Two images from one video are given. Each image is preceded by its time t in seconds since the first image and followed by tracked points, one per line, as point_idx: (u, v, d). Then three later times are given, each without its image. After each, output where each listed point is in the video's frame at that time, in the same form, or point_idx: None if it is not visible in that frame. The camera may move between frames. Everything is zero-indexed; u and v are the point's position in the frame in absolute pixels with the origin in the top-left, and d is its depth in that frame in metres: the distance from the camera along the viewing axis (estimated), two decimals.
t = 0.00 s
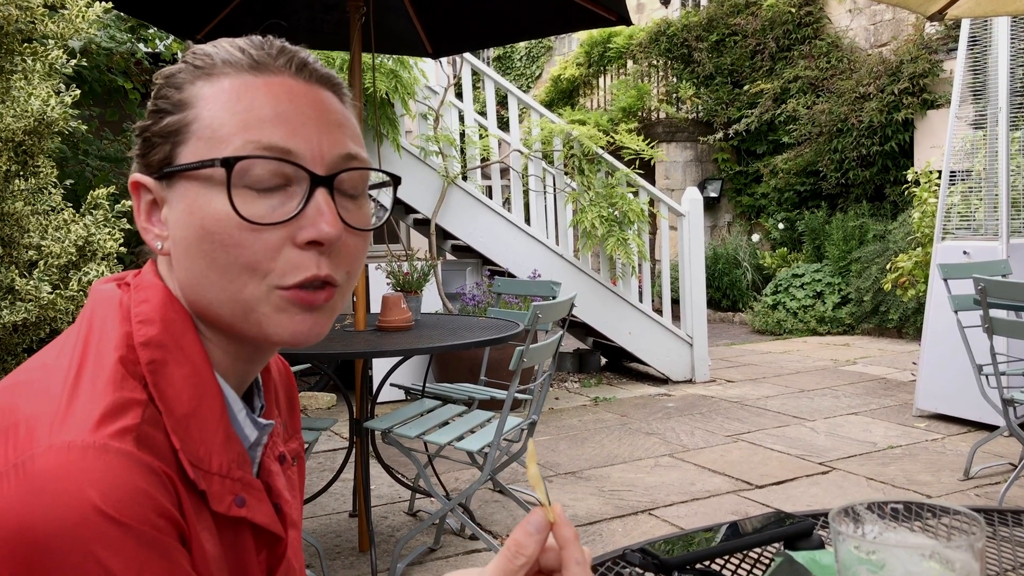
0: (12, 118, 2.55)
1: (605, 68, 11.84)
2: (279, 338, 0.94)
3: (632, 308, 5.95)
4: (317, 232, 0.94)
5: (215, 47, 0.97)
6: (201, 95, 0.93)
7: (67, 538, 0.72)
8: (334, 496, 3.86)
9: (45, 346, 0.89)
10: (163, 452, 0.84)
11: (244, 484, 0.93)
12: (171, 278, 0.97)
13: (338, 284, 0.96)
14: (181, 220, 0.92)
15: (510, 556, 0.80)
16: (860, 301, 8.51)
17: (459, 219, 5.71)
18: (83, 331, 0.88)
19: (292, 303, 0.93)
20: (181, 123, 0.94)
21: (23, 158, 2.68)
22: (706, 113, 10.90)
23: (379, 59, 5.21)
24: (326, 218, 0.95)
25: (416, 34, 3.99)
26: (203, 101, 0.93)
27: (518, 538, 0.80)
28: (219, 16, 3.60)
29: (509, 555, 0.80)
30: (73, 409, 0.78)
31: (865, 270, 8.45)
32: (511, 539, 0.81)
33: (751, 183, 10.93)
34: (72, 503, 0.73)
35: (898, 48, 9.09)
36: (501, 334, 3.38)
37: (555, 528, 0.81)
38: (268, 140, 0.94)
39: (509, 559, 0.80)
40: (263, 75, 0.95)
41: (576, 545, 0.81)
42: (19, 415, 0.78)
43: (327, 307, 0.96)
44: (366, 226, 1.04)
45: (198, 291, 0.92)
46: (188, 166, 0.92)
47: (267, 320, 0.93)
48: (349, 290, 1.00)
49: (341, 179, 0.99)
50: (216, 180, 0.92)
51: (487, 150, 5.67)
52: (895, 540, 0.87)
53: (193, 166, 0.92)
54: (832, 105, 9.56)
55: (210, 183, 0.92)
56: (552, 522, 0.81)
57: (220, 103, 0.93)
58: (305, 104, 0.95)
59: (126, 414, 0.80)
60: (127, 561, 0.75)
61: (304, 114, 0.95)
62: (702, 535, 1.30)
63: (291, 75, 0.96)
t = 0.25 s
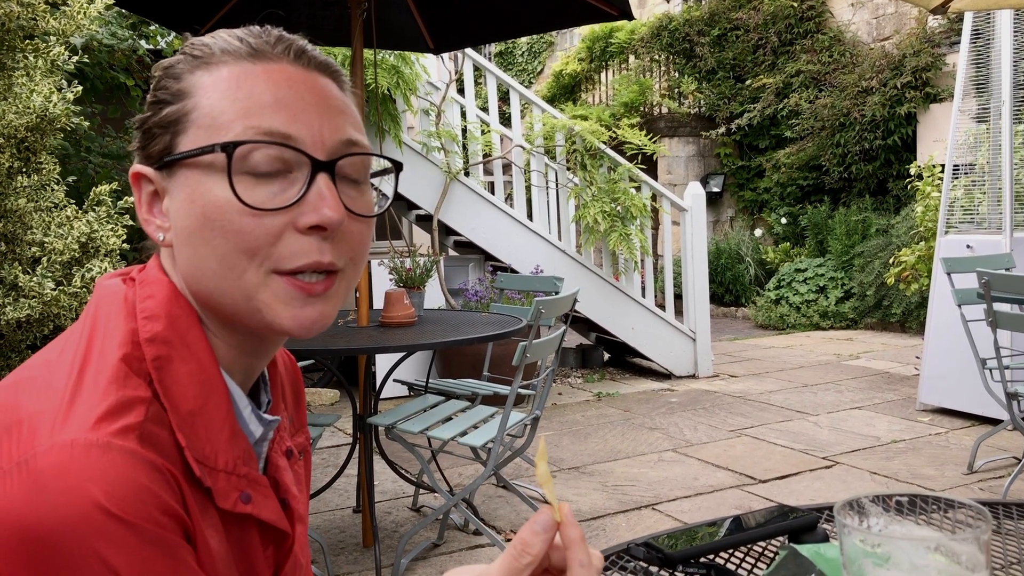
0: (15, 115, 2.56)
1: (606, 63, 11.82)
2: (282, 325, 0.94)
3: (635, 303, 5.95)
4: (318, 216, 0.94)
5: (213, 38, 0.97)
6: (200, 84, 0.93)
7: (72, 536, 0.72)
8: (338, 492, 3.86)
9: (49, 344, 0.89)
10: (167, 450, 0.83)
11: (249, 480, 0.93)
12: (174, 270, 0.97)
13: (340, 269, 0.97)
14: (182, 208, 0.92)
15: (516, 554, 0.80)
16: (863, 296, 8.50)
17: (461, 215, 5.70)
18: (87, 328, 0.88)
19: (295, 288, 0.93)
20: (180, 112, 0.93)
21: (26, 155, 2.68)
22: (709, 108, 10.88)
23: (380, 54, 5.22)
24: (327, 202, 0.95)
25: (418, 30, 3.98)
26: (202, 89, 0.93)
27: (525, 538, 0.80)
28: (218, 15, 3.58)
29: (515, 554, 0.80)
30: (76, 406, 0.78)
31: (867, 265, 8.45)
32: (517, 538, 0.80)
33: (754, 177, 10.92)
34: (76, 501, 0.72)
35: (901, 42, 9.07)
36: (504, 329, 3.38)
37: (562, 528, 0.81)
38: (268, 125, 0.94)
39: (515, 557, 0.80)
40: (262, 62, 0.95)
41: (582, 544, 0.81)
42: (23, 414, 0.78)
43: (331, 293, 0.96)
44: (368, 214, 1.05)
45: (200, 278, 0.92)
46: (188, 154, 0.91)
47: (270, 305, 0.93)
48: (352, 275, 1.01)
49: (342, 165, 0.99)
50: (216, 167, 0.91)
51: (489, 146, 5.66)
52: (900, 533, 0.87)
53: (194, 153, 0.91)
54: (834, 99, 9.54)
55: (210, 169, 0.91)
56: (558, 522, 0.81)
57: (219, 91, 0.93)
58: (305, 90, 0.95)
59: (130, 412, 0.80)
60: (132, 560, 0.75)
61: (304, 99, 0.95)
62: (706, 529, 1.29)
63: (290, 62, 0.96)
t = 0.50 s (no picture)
0: (20, 113, 2.56)
1: (610, 60, 11.80)
2: (275, 318, 0.93)
3: (639, 300, 5.94)
4: (310, 206, 0.93)
5: (211, 33, 0.97)
6: (195, 75, 0.94)
7: (67, 535, 0.72)
8: (342, 489, 3.87)
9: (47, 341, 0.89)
10: (163, 447, 0.83)
11: (248, 478, 0.92)
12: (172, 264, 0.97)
13: (335, 262, 0.95)
14: (176, 200, 0.92)
15: (523, 550, 0.80)
16: (867, 293, 8.49)
17: (465, 212, 5.70)
18: (84, 324, 0.88)
19: (287, 280, 0.92)
20: (175, 104, 0.94)
21: (31, 153, 2.69)
22: (713, 105, 10.86)
23: (384, 52, 5.22)
24: (320, 191, 0.94)
25: (422, 28, 3.98)
26: (197, 80, 0.94)
27: (531, 533, 0.80)
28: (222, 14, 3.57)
29: (522, 550, 0.80)
30: (72, 404, 0.78)
31: (872, 262, 8.44)
32: (523, 535, 0.80)
33: (758, 174, 10.91)
34: (70, 500, 0.72)
35: (905, 38, 9.04)
36: (508, 327, 3.38)
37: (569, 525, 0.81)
38: (260, 114, 0.93)
39: (522, 554, 0.80)
40: (255, 52, 0.95)
41: (590, 540, 0.80)
42: (20, 412, 0.78)
43: (326, 286, 0.94)
44: (367, 207, 1.03)
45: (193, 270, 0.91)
46: (182, 145, 0.92)
47: (263, 298, 0.92)
48: (349, 268, 0.99)
49: (337, 156, 0.98)
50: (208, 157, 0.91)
51: (493, 143, 5.66)
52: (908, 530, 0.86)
53: (187, 144, 0.92)
54: (839, 96, 9.52)
55: (204, 159, 0.91)
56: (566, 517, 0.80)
57: (213, 81, 0.93)
58: (298, 80, 0.95)
59: (125, 409, 0.79)
60: (128, 559, 0.75)
61: (296, 89, 0.95)
62: (711, 527, 1.29)
63: (285, 53, 0.96)
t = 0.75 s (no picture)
0: (24, 112, 2.57)
1: (614, 58, 11.78)
2: (276, 310, 0.93)
3: (642, 299, 5.94)
4: (312, 198, 0.93)
5: (212, 29, 0.98)
6: (196, 70, 0.94)
7: (85, 530, 0.72)
8: (346, 488, 3.87)
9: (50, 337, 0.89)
10: (174, 442, 0.83)
11: (253, 473, 0.93)
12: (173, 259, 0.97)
13: (336, 254, 0.95)
14: (178, 193, 0.92)
15: (527, 545, 0.80)
16: (871, 292, 8.48)
17: (468, 210, 5.71)
18: (89, 321, 0.88)
19: (288, 272, 0.92)
20: (176, 98, 0.94)
21: (36, 152, 2.70)
22: (716, 103, 10.85)
23: (388, 51, 5.22)
24: (321, 183, 0.95)
25: (426, 28, 3.98)
26: (199, 74, 0.94)
27: (534, 529, 0.80)
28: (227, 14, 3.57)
29: (526, 544, 0.80)
30: (83, 399, 0.78)
31: (876, 261, 8.44)
32: (528, 529, 0.80)
33: (761, 173, 10.90)
34: (88, 496, 0.72)
35: (909, 37, 9.03)
36: (511, 326, 3.38)
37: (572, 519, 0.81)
38: (261, 107, 0.94)
39: (526, 548, 0.80)
40: (257, 47, 0.95)
41: (592, 534, 0.81)
42: (29, 406, 0.78)
43: (327, 278, 0.95)
44: (367, 201, 1.03)
45: (194, 262, 0.91)
46: (184, 138, 0.92)
47: (264, 290, 0.92)
48: (349, 263, 0.99)
49: (338, 150, 0.98)
50: (211, 150, 0.91)
51: (496, 142, 5.66)
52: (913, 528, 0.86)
53: (189, 137, 0.92)
54: (843, 94, 9.50)
55: (206, 152, 0.92)
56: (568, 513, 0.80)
57: (215, 76, 0.94)
58: (299, 75, 0.96)
59: (137, 405, 0.80)
60: (145, 554, 0.76)
61: (297, 83, 0.95)
62: (714, 526, 1.29)
63: (286, 48, 0.97)
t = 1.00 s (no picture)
0: (26, 113, 2.58)
1: (615, 58, 11.77)
2: (274, 310, 0.93)
3: (644, 299, 5.94)
4: (314, 200, 0.93)
5: (220, 31, 0.98)
6: (202, 70, 0.95)
7: (81, 529, 0.72)
8: (348, 488, 3.88)
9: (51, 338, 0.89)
10: (172, 442, 0.83)
11: (251, 473, 0.93)
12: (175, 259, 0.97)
13: (335, 256, 0.95)
14: (180, 192, 0.92)
15: (527, 545, 0.80)
16: (873, 292, 8.47)
17: (469, 210, 5.71)
18: (89, 322, 0.88)
19: (286, 272, 0.92)
20: (181, 98, 0.95)
21: (37, 152, 2.70)
22: (718, 103, 10.84)
23: (389, 52, 5.23)
24: (323, 186, 0.94)
25: (427, 28, 3.99)
26: (205, 75, 0.94)
27: (535, 528, 0.80)
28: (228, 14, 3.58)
29: (527, 544, 0.80)
30: (81, 398, 0.78)
31: (878, 260, 8.43)
32: (528, 529, 0.80)
33: (763, 173, 10.89)
34: (84, 495, 0.73)
35: (911, 36, 9.02)
36: (513, 326, 3.38)
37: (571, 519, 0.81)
38: (266, 108, 0.94)
39: (526, 548, 0.80)
40: (263, 50, 0.95)
41: (593, 534, 0.81)
42: (28, 407, 0.78)
43: (326, 280, 0.94)
44: (368, 204, 1.03)
45: (194, 260, 0.91)
46: (187, 137, 0.92)
47: (263, 289, 0.91)
48: (349, 264, 0.99)
49: (341, 153, 0.98)
50: (214, 149, 0.92)
51: (497, 142, 5.65)
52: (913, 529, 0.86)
53: (192, 136, 0.92)
54: (844, 94, 9.49)
55: (210, 151, 0.92)
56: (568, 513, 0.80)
57: (221, 76, 0.94)
58: (304, 78, 0.96)
59: (134, 405, 0.80)
60: (142, 553, 0.76)
61: (301, 86, 0.95)
62: (716, 526, 1.28)
63: (292, 52, 0.97)
